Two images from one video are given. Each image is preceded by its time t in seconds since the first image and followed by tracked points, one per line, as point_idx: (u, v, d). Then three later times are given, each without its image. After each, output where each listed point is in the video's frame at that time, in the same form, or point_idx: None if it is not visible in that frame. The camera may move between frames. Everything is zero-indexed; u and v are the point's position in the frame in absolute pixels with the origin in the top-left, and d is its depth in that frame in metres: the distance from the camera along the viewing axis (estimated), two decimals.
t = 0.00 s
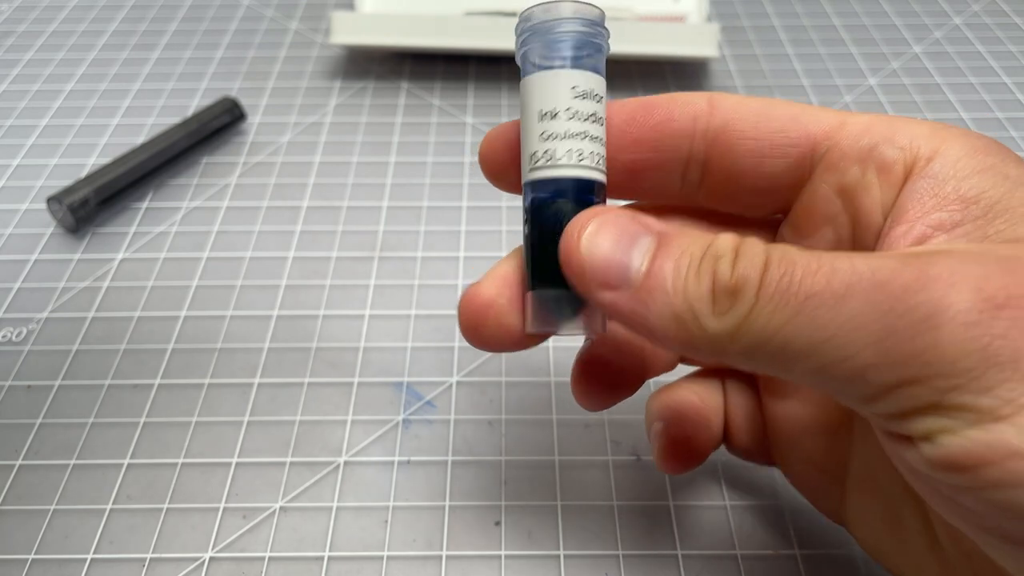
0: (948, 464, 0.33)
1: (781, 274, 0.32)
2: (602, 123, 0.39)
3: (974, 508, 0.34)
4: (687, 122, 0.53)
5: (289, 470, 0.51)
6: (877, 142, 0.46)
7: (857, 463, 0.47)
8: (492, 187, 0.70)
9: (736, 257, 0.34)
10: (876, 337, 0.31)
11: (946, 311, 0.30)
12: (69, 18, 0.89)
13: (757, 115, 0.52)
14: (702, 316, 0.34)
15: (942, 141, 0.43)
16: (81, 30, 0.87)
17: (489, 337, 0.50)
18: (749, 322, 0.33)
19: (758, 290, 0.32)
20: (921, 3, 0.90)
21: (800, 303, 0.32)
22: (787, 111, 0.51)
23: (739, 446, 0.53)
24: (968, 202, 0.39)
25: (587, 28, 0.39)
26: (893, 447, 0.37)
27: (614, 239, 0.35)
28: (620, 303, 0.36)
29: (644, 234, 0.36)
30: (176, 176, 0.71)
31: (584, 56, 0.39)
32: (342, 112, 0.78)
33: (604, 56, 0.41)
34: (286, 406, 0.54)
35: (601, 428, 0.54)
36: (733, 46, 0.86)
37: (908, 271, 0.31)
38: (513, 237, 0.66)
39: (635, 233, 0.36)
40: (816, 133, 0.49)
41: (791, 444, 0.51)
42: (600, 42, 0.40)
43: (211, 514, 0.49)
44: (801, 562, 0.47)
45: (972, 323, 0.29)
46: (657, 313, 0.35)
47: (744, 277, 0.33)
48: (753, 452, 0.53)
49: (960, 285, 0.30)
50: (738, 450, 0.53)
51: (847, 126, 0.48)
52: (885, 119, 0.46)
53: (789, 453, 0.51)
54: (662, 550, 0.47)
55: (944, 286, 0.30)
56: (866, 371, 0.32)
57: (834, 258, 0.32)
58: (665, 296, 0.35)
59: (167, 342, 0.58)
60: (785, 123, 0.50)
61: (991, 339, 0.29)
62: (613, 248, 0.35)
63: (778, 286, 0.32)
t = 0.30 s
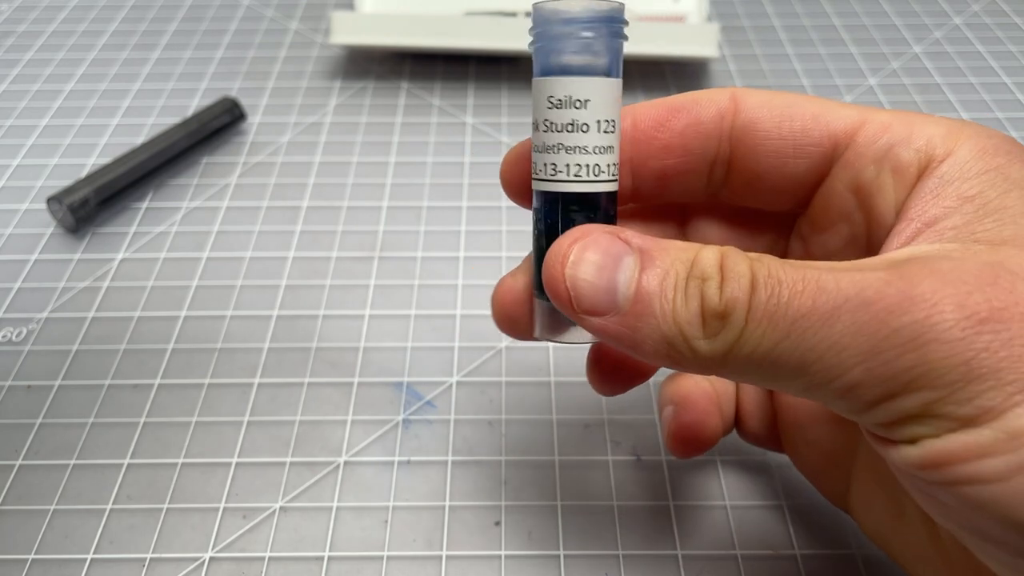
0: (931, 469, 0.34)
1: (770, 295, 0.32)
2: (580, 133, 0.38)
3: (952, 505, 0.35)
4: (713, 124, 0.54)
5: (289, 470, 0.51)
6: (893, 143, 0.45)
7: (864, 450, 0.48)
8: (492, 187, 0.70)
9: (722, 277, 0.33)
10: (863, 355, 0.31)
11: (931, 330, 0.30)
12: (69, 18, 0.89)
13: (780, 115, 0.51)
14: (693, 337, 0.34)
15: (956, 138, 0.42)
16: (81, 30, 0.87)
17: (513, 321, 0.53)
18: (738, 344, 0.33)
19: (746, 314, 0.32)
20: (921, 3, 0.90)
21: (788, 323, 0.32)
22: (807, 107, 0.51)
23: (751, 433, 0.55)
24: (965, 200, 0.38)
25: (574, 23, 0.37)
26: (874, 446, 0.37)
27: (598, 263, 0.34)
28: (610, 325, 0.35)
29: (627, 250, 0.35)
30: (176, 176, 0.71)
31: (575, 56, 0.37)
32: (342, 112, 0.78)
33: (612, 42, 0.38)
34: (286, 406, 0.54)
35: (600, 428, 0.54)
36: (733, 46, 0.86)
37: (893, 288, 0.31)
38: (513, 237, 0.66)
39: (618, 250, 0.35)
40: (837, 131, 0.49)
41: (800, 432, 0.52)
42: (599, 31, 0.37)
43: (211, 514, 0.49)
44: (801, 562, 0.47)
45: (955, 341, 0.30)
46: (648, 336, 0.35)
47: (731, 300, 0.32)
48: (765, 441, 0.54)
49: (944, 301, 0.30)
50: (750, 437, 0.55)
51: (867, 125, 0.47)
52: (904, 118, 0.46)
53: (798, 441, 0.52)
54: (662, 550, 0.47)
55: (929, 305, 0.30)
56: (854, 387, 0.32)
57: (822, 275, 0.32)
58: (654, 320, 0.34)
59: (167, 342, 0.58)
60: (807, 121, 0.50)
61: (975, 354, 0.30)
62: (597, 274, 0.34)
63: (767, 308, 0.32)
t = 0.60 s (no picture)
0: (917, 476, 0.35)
1: (762, 306, 0.32)
2: (535, 137, 0.37)
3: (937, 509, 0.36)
4: (713, 130, 0.53)
5: (289, 470, 0.51)
6: (891, 147, 0.45)
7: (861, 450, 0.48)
8: (493, 187, 0.70)
9: (712, 286, 0.32)
10: (855, 367, 0.32)
11: (922, 343, 0.31)
12: (69, 19, 0.89)
13: (782, 121, 0.51)
14: (684, 347, 0.33)
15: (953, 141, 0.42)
16: (82, 30, 0.88)
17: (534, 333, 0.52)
18: (729, 354, 0.33)
19: (738, 325, 0.32)
20: (921, 3, 0.90)
21: (782, 335, 0.32)
22: (807, 110, 0.50)
23: (751, 434, 0.54)
24: (958, 204, 0.38)
25: (519, 30, 0.36)
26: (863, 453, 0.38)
27: (588, 272, 0.33)
28: (598, 335, 0.34)
29: (613, 255, 0.34)
30: (176, 176, 0.71)
31: (529, 62, 0.36)
32: (342, 112, 0.78)
33: (567, 39, 0.36)
34: (286, 406, 0.54)
35: (600, 428, 0.54)
36: (733, 46, 0.86)
37: (886, 300, 0.32)
38: (513, 238, 0.66)
39: (604, 255, 0.34)
40: (837, 136, 0.49)
41: (799, 432, 0.52)
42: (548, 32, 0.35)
43: (211, 514, 0.49)
44: (801, 562, 0.47)
45: (944, 354, 0.31)
46: (638, 345, 0.34)
47: (723, 310, 0.32)
48: (764, 441, 0.54)
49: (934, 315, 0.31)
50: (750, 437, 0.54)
51: (867, 129, 0.47)
52: (903, 121, 0.45)
53: (796, 442, 0.52)
54: (662, 550, 0.47)
55: (919, 318, 0.31)
56: (845, 397, 0.33)
57: (816, 285, 0.32)
58: (642, 328, 0.33)
59: (167, 342, 0.58)
60: (808, 126, 0.50)
61: (965, 365, 0.31)
62: (587, 283, 0.33)
63: (760, 318, 0.32)
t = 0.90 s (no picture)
0: (901, 492, 0.35)
1: (741, 319, 0.32)
2: (480, 169, 0.36)
3: (925, 530, 0.37)
4: (687, 154, 0.53)
5: (289, 470, 0.51)
6: (875, 163, 0.45)
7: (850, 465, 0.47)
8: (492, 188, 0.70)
9: (690, 298, 0.33)
10: (837, 383, 0.32)
11: (905, 364, 0.31)
12: (69, 18, 0.89)
13: (759, 142, 0.50)
14: (661, 358, 0.34)
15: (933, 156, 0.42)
16: (81, 30, 0.88)
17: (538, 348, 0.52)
18: (709, 367, 0.33)
19: (717, 337, 0.32)
20: (921, 3, 0.90)
21: (763, 350, 0.32)
22: (787, 128, 0.50)
23: (736, 443, 0.54)
24: (943, 219, 0.38)
25: (436, 69, 0.35)
26: (849, 470, 0.38)
27: (561, 287, 0.34)
28: (575, 346, 0.35)
29: (589, 267, 0.34)
30: (175, 176, 0.71)
31: (458, 96, 0.35)
32: (342, 112, 0.78)
33: (487, 64, 0.35)
34: (286, 407, 0.54)
35: (599, 428, 0.54)
36: (733, 46, 0.86)
37: (869, 316, 0.32)
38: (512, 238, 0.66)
39: (581, 267, 0.34)
40: (820, 154, 0.48)
41: (784, 443, 0.52)
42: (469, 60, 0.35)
43: (211, 514, 0.49)
44: (801, 562, 0.47)
45: (927, 375, 0.31)
46: (615, 356, 0.35)
47: (701, 322, 0.32)
48: (751, 450, 0.53)
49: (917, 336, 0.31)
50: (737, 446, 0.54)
51: (850, 145, 0.47)
52: (886, 134, 0.45)
53: (782, 452, 0.52)
54: (662, 550, 0.47)
55: (902, 337, 0.31)
56: (828, 413, 0.33)
57: (797, 300, 0.32)
58: (618, 339, 0.34)
59: (167, 342, 0.58)
60: (787, 146, 0.49)
61: (950, 386, 0.31)
62: (560, 298, 0.34)
63: (738, 332, 0.32)
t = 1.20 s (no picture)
0: (906, 498, 0.35)
1: (746, 328, 0.32)
2: (492, 186, 0.36)
3: (931, 537, 0.37)
4: (693, 164, 0.53)
5: (290, 470, 0.51)
6: (879, 172, 0.44)
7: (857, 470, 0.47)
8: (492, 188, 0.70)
9: (694, 306, 0.33)
10: (842, 391, 0.32)
11: (910, 370, 0.31)
12: (69, 18, 0.89)
13: (765, 151, 0.50)
14: (667, 368, 0.34)
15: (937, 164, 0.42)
16: (81, 30, 0.88)
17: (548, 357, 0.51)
18: (714, 375, 0.33)
19: (721, 345, 0.32)
20: (921, 3, 0.90)
21: (768, 358, 0.32)
22: (792, 136, 0.50)
23: (744, 446, 0.53)
24: (946, 228, 0.38)
25: (448, 88, 0.34)
26: (855, 476, 0.38)
27: (566, 300, 0.34)
28: (583, 358, 0.35)
29: (595, 280, 0.35)
30: (176, 175, 0.71)
31: (470, 115, 0.35)
32: (342, 112, 0.78)
33: (499, 82, 0.35)
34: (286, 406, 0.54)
35: (600, 428, 0.54)
36: (733, 46, 0.86)
37: (873, 323, 0.32)
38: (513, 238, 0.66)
39: (587, 280, 0.35)
40: (824, 163, 0.48)
41: (793, 449, 0.51)
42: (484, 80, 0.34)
43: (211, 514, 0.49)
44: (801, 562, 0.47)
45: (931, 382, 0.31)
46: (622, 367, 0.35)
47: (705, 331, 0.32)
48: (759, 454, 0.53)
49: (921, 343, 0.31)
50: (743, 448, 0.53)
51: (854, 154, 0.46)
52: (889, 144, 0.45)
53: (788, 456, 0.51)
54: (662, 550, 0.47)
55: (906, 345, 0.31)
56: (832, 419, 0.33)
57: (801, 308, 0.32)
58: (625, 351, 0.34)
59: (167, 342, 0.58)
60: (792, 156, 0.49)
61: (953, 392, 0.31)
62: (566, 311, 0.34)
63: (743, 340, 0.32)
